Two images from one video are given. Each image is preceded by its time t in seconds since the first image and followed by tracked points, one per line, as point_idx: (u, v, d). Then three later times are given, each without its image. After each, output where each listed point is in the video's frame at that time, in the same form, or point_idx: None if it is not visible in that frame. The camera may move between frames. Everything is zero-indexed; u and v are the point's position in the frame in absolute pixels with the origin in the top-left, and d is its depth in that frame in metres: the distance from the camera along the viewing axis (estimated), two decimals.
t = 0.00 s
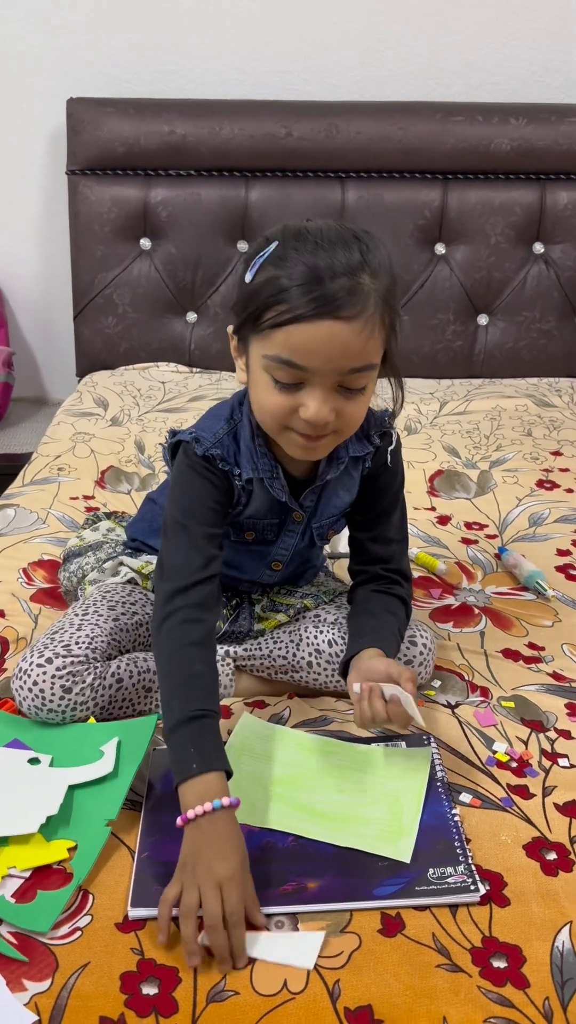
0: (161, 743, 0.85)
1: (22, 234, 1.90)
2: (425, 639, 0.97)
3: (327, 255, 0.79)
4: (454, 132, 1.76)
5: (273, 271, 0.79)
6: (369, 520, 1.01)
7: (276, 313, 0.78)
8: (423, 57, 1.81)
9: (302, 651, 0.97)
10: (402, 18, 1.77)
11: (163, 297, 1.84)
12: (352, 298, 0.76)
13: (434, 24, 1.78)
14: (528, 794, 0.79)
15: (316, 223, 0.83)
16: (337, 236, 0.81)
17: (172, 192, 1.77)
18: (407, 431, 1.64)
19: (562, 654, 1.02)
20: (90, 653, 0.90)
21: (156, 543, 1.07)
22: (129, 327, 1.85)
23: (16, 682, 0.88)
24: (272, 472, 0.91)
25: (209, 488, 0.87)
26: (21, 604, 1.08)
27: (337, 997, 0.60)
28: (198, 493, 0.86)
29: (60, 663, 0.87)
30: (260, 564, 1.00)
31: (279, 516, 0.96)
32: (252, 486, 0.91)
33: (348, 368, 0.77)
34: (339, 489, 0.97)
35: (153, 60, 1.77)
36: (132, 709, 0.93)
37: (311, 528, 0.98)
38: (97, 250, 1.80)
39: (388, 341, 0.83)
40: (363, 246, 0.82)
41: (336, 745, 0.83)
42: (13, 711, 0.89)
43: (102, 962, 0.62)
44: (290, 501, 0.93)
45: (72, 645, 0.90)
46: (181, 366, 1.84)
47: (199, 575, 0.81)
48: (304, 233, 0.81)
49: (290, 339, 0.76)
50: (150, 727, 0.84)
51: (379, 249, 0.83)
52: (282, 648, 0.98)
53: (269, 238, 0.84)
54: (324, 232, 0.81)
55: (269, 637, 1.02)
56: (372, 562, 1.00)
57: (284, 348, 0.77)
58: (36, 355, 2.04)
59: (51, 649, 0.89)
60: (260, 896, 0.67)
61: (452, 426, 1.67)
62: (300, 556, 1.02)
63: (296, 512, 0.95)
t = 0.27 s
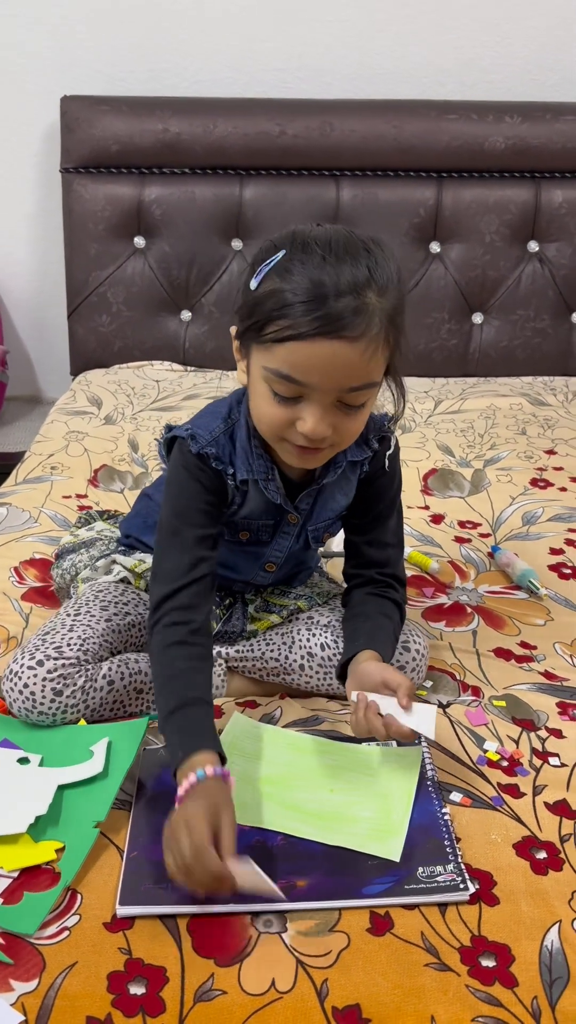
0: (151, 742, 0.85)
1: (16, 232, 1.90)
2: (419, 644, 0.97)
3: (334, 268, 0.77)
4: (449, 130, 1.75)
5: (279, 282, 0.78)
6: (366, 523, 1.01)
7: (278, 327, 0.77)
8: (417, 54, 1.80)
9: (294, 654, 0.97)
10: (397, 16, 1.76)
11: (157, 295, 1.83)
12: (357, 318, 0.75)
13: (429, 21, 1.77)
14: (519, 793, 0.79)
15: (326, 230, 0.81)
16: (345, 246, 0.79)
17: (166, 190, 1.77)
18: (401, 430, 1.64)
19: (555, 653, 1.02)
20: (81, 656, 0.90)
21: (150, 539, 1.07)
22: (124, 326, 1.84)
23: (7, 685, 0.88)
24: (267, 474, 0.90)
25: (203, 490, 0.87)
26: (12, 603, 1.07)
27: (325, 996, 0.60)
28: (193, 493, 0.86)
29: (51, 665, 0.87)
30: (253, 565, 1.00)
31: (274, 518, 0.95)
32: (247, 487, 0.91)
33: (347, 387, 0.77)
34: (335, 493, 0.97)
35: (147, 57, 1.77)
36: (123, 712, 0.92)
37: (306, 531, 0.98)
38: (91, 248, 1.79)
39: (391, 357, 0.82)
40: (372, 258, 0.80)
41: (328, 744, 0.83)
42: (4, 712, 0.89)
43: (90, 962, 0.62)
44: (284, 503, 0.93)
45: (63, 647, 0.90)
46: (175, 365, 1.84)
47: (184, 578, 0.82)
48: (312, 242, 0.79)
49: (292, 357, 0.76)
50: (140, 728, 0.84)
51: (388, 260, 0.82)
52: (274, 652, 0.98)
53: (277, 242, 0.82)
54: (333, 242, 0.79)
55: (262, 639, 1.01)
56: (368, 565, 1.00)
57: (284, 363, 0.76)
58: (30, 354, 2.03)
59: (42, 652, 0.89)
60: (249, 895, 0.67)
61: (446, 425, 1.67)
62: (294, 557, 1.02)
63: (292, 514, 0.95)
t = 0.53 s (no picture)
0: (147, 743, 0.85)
1: (13, 231, 1.89)
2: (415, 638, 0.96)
3: (320, 263, 0.76)
4: (447, 129, 1.75)
5: (267, 277, 0.78)
6: (358, 519, 1.00)
7: (266, 321, 0.77)
8: (416, 53, 1.80)
9: (291, 651, 0.97)
10: (395, 14, 1.76)
11: (155, 295, 1.83)
12: (343, 313, 0.75)
13: (427, 19, 1.77)
14: (516, 795, 0.79)
15: (316, 222, 0.80)
16: (333, 238, 0.78)
17: (164, 189, 1.77)
18: (400, 430, 1.63)
19: (552, 653, 1.02)
20: (77, 651, 0.90)
21: (146, 538, 1.07)
22: (121, 325, 1.84)
23: (3, 679, 0.87)
24: (256, 463, 0.92)
25: (190, 485, 0.90)
26: (9, 603, 1.07)
27: (322, 1000, 0.60)
28: (180, 489, 0.90)
29: (47, 659, 0.87)
30: (247, 561, 1.01)
31: (265, 510, 0.96)
32: (236, 476, 0.93)
33: (335, 381, 0.77)
34: (326, 485, 0.97)
35: (144, 56, 1.76)
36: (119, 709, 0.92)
37: (298, 524, 0.98)
38: (88, 247, 1.79)
39: (380, 351, 0.82)
40: (360, 251, 0.79)
41: (323, 744, 0.83)
42: None
43: (85, 966, 0.61)
44: (274, 493, 0.94)
45: (59, 642, 0.89)
46: (173, 364, 1.84)
47: (170, 573, 0.88)
48: (301, 235, 0.78)
49: (279, 351, 0.76)
50: (136, 726, 0.84)
51: (376, 252, 0.80)
52: (270, 647, 0.98)
53: (267, 237, 0.82)
54: (320, 236, 0.78)
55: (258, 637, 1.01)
56: (361, 560, 1.00)
57: (272, 358, 0.76)
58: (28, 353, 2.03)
59: (39, 646, 0.88)
60: (246, 898, 0.66)
61: (444, 425, 1.66)
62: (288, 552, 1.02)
63: (282, 506, 0.96)
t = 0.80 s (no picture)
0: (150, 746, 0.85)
1: (15, 232, 1.89)
2: (418, 635, 0.96)
3: (309, 246, 0.77)
4: (449, 129, 1.74)
5: (255, 261, 0.78)
6: (358, 516, 1.00)
7: (254, 302, 0.77)
8: (418, 53, 1.80)
9: (294, 651, 0.96)
10: (396, 14, 1.75)
11: (156, 295, 1.83)
12: (329, 292, 0.75)
13: (429, 20, 1.76)
14: (521, 798, 0.79)
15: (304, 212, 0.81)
16: (321, 224, 0.79)
17: (166, 189, 1.76)
18: (402, 431, 1.63)
19: (556, 656, 1.02)
20: (80, 649, 0.89)
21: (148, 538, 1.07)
22: (123, 326, 1.84)
23: (5, 676, 0.87)
24: (250, 456, 0.92)
25: (182, 480, 0.90)
26: (11, 604, 1.07)
27: (327, 1006, 0.59)
28: (173, 484, 0.90)
29: (49, 656, 0.87)
30: (246, 559, 1.00)
31: (262, 505, 0.96)
32: (231, 469, 0.93)
33: (324, 362, 0.76)
34: (323, 481, 0.97)
35: (145, 57, 1.76)
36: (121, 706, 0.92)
37: (295, 519, 0.98)
38: (89, 248, 1.78)
39: (370, 336, 0.82)
40: (348, 237, 0.80)
41: (329, 748, 0.83)
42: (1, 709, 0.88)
43: (89, 972, 0.61)
44: (269, 485, 0.94)
45: (62, 640, 0.89)
46: (175, 365, 1.83)
47: (163, 567, 0.89)
48: (289, 221, 0.79)
49: (267, 329, 0.76)
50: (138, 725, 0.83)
51: (366, 240, 0.82)
52: (273, 647, 0.97)
53: (256, 226, 0.82)
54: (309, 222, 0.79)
55: (261, 637, 1.01)
56: (362, 558, 0.99)
57: (260, 338, 0.76)
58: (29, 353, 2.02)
59: (41, 644, 0.88)
60: (250, 902, 0.66)
61: (446, 426, 1.66)
62: (288, 550, 1.02)
63: (279, 500, 0.96)
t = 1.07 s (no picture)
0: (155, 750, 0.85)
1: (18, 233, 1.89)
2: (423, 636, 0.98)
3: (319, 221, 0.84)
4: (452, 130, 1.74)
5: (265, 227, 0.85)
6: (358, 519, 1.01)
7: (262, 255, 0.82)
8: (421, 55, 1.80)
9: (298, 652, 0.96)
10: (399, 15, 1.75)
11: (159, 297, 1.83)
12: (336, 252, 0.81)
13: (433, 21, 1.76)
14: (527, 802, 0.78)
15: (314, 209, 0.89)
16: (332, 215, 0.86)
17: (168, 191, 1.76)
18: (405, 433, 1.63)
19: (561, 659, 1.01)
20: (84, 651, 0.89)
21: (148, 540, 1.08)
22: (125, 327, 1.83)
23: (10, 679, 0.87)
24: (241, 453, 0.93)
25: (179, 482, 0.92)
26: (14, 607, 1.07)
27: (334, 1011, 0.59)
28: (170, 488, 0.92)
29: (54, 658, 0.87)
30: (241, 559, 1.00)
31: (256, 504, 0.96)
32: (222, 467, 0.94)
33: (328, 313, 0.80)
34: (317, 481, 0.97)
35: (148, 58, 1.76)
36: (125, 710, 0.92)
37: (289, 520, 0.98)
38: (92, 249, 1.78)
39: (371, 313, 0.86)
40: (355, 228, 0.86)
41: (334, 752, 0.83)
42: (5, 713, 0.88)
43: (95, 975, 0.61)
44: (260, 483, 0.94)
45: (66, 641, 0.89)
46: (178, 366, 1.83)
47: (167, 566, 0.92)
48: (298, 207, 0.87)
49: (274, 275, 0.80)
50: (142, 727, 0.83)
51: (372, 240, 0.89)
52: (278, 648, 0.97)
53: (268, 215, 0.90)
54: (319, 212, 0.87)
55: (265, 638, 1.00)
56: (364, 562, 0.99)
57: (265, 283, 0.81)
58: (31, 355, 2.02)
59: (46, 645, 0.88)
60: (256, 907, 0.66)
61: (449, 427, 1.66)
62: (283, 552, 1.02)
63: (271, 501, 0.96)
